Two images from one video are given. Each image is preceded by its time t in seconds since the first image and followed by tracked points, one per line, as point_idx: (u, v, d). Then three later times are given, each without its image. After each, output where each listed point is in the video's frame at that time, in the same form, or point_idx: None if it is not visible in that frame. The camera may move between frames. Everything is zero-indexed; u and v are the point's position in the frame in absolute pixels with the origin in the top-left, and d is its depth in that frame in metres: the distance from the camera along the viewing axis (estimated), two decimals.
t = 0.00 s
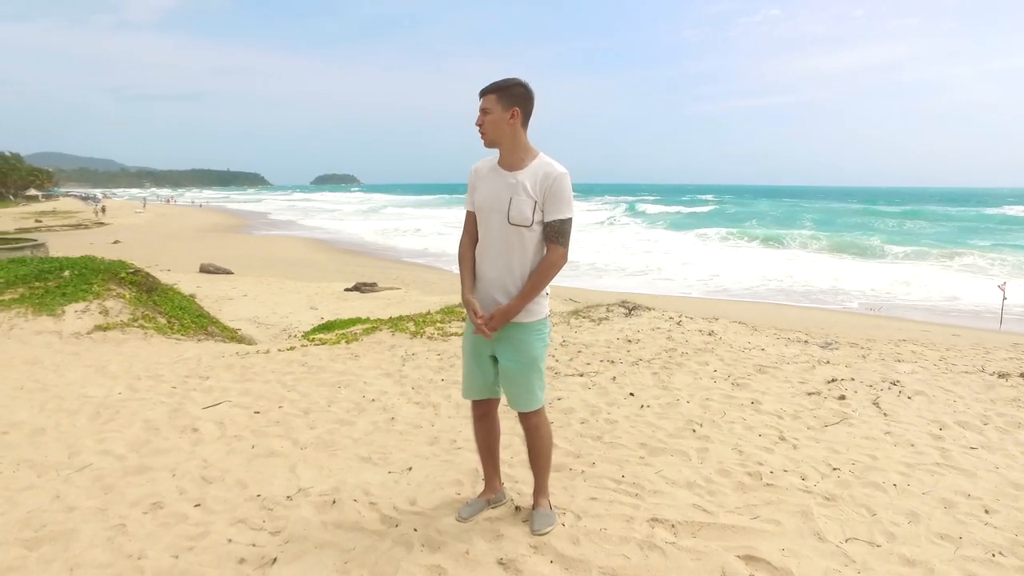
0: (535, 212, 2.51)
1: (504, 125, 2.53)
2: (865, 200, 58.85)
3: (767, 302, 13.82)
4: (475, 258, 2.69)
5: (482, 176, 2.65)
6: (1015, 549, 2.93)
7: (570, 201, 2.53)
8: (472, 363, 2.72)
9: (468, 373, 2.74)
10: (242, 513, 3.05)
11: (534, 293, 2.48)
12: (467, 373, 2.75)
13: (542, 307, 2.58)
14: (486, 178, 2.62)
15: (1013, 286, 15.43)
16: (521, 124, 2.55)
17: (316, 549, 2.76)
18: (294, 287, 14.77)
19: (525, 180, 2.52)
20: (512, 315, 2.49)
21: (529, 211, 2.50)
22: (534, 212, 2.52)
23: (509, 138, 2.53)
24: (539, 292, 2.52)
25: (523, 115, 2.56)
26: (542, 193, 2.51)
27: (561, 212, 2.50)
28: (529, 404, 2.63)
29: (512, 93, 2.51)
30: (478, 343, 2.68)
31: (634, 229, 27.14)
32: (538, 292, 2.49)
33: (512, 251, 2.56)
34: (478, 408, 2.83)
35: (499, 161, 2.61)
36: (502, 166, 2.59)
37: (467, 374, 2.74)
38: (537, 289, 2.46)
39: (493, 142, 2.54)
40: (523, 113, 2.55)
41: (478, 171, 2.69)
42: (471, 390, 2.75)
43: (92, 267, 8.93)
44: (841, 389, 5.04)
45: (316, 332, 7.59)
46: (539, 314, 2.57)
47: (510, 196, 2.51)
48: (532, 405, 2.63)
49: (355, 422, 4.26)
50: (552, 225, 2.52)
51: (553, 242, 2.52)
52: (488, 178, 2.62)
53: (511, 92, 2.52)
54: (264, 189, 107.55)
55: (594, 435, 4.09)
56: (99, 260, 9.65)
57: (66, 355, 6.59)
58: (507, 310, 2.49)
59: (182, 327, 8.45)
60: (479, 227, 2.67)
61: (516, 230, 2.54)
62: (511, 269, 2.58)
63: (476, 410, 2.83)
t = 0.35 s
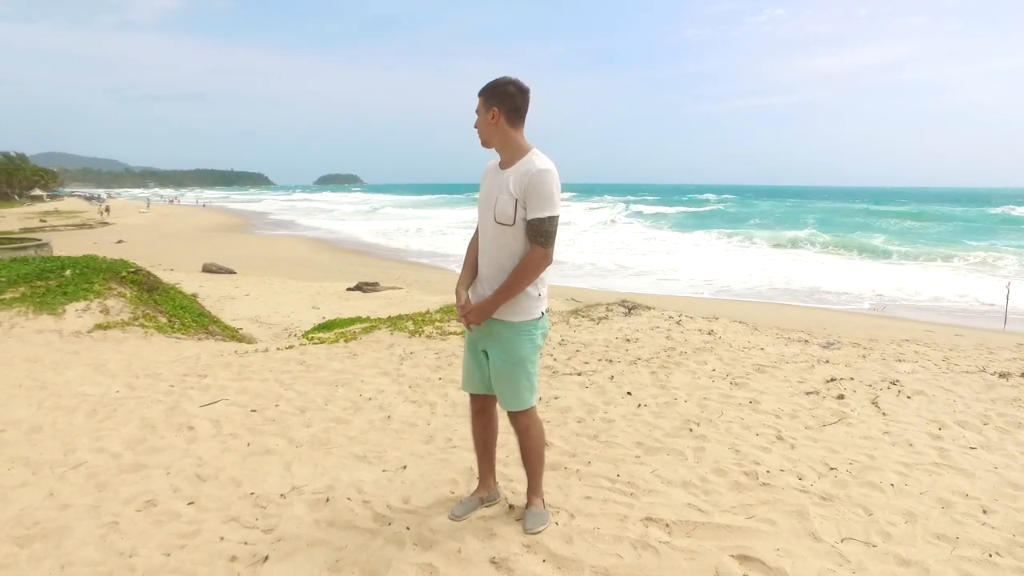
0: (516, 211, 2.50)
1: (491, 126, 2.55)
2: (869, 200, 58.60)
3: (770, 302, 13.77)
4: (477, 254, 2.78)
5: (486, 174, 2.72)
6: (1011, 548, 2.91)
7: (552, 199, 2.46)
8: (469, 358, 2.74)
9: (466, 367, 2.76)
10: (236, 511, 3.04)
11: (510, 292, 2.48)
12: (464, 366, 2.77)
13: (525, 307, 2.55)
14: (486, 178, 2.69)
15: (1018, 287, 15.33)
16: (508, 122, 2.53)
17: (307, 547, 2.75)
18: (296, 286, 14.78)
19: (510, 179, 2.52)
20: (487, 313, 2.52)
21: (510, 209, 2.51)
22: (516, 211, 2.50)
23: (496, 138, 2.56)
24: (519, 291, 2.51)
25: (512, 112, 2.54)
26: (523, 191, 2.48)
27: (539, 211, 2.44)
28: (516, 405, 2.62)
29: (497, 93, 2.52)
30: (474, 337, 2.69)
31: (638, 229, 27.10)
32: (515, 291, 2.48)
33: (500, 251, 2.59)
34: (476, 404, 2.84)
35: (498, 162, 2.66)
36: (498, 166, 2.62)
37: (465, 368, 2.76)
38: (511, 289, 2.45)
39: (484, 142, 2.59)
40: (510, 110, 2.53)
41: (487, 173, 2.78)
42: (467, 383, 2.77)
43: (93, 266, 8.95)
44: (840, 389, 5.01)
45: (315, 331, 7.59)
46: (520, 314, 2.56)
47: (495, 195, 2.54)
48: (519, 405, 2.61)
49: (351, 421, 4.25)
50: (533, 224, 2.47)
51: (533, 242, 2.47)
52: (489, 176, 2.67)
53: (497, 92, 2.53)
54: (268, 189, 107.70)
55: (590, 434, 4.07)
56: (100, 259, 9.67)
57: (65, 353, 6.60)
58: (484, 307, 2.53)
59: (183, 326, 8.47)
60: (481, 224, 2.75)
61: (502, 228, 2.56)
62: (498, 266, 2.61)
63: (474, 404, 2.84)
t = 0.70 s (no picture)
0: (518, 208, 2.48)
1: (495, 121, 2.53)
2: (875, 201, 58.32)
3: (774, 302, 13.71)
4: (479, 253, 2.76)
5: (486, 172, 2.71)
6: (1014, 549, 2.88)
7: (553, 195, 2.44)
8: (470, 358, 2.72)
9: (466, 367, 2.75)
10: (234, 509, 3.04)
11: (515, 289, 2.46)
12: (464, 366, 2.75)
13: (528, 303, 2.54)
14: (488, 176, 2.67)
15: None
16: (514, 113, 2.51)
17: (305, 545, 2.75)
18: (300, 286, 14.80)
19: (511, 176, 2.50)
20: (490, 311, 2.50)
21: (512, 206, 2.49)
22: (518, 208, 2.49)
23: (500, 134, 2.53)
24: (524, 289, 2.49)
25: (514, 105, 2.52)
26: (525, 187, 2.47)
27: (541, 207, 2.43)
28: (518, 402, 2.61)
29: (496, 89, 2.51)
30: (475, 337, 2.67)
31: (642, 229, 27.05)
32: (519, 289, 2.47)
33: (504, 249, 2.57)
34: (476, 404, 2.82)
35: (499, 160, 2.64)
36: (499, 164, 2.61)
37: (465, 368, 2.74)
38: (518, 287, 2.42)
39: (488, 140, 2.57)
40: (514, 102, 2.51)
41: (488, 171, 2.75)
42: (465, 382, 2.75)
43: (97, 265, 8.98)
44: (843, 389, 4.98)
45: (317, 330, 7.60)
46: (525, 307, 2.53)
47: (497, 192, 2.52)
48: (521, 403, 2.61)
49: (351, 419, 4.25)
50: (536, 221, 2.45)
51: (537, 238, 2.46)
52: (489, 174, 2.66)
53: (495, 90, 2.53)
54: (274, 189, 107.91)
55: (590, 434, 4.06)
56: (104, 258, 9.69)
57: (68, 352, 6.62)
58: (487, 305, 2.51)
59: (186, 324, 8.48)
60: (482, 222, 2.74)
61: (503, 226, 2.54)
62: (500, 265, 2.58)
63: (474, 404, 2.83)
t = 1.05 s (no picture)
0: (563, 203, 2.57)
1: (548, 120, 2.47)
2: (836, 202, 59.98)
3: (738, 299, 14.05)
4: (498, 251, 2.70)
5: (504, 168, 2.64)
6: (960, 523, 3.08)
7: (594, 195, 2.62)
8: (490, 355, 2.78)
9: (485, 365, 2.80)
10: (211, 500, 3.05)
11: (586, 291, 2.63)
12: (483, 364, 2.80)
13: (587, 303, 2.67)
14: (509, 171, 2.64)
15: (975, 281, 15.85)
16: (566, 114, 2.50)
17: (285, 531, 2.79)
18: (268, 284, 14.61)
19: (553, 174, 2.57)
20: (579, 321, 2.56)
21: (557, 202, 2.56)
22: (561, 205, 2.58)
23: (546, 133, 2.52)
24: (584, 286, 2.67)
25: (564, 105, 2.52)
26: (571, 186, 2.58)
27: (588, 206, 2.59)
28: (541, 396, 2.68)
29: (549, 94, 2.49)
30: (495, 333, 2.73)
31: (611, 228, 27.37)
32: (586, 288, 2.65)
33: (540, 243, 2.60)
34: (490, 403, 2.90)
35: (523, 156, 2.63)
36: (527, 160, 2.61)
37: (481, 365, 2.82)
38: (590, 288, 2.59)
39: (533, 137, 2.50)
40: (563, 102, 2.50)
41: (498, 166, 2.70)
42: (484, 380, 2.83)
43: (58, 263, 8.76)
44: (804, 379, 5.19)
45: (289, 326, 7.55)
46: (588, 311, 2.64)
47: (539, 188, 2.55)
48: (545, 396, 2.67)
49: (326, 412, 4.27)
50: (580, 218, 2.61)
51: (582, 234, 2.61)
52: (513, 170, 2.61)
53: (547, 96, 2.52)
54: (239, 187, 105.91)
55: (563, 423, 4.16)
56: (65, 256, 9.45)
57: (29, 350, 6.46)
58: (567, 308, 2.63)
59: (152, 322, 8.34)
60: (502, 219, 2.69)
61: (546, 225, 2.58)
62: (538, 258, 2.61)
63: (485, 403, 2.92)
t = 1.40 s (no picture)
0: (571, 201, 2.55)
1: (558, 113, 2.43)
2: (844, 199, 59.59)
3: (744, 297, 13.97)
4: (497, 247, 2.60)
5: (504, 161, 2.53)
6: (960, 526, 3.05)
7: (598, 191, 2.63)
8: (486, 358, 2.64)
9: (479, 369, 2.65)
10: (207, 499, 3.05)
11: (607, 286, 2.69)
12: (477, 368, 2.65)
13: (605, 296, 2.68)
14: (510, 165, 2.53)
15: (983, 279, 15.70)
16: (574, 107, 2.47)
17: (280, 531, 2.78)
18: (272, 281, 14.64)
19: (561, 170, 2.52)
20: (616, 318, 2.60)
21: (566, 200, 2.52)
22: (569, 202, 2.55)
23: (554, 126, 2.46)
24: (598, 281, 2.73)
25: (572, 97, 2.48)
26: (577, 183, 2.56)
27: (593, 203, 2.61)
28: (545, 395, 2.66)
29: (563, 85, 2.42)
30: (494, 334, 2.61)
31: (617, 224, 27.30)
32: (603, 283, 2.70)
33: (548, 241, 2.55)
34: (481, 408, 2.76)
35: (525, 149, 2.53)
36: (531, 154, 2.52)
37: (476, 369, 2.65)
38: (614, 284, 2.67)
39: (541, 130, 2.44)
40: (572, 94, 2.46)
41: (496, 158, 2.56)
42: (479, 385, 2.66)
43: (63, 260, 8.79)
44: (806, 378, 5.16)
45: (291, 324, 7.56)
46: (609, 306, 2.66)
47: (549, 185, 2.48)
48: (549, 396, 2.66)
49: (325, 411, 4.27)
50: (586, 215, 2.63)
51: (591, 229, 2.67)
52: (515, 163, 2.51)
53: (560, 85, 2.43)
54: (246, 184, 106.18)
55: (562, 423, 4.14)
56: (70, 253, 9.49)
57: (33, 347, 6.50)
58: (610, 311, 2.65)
59: (155, 319, 8.37)
60: (500, 214, 2.58)
61: (552, 221, 2.53)
62: (546, 256, 2.56)
63: (479, 409, 2.76)
